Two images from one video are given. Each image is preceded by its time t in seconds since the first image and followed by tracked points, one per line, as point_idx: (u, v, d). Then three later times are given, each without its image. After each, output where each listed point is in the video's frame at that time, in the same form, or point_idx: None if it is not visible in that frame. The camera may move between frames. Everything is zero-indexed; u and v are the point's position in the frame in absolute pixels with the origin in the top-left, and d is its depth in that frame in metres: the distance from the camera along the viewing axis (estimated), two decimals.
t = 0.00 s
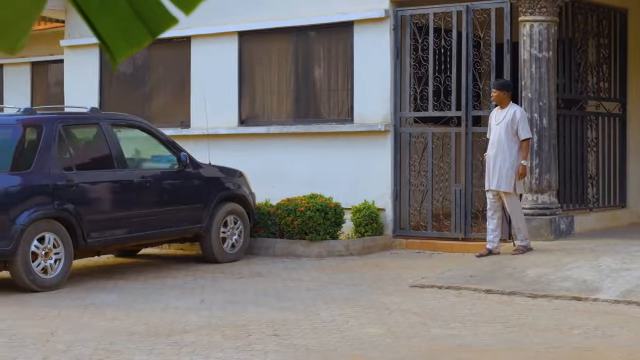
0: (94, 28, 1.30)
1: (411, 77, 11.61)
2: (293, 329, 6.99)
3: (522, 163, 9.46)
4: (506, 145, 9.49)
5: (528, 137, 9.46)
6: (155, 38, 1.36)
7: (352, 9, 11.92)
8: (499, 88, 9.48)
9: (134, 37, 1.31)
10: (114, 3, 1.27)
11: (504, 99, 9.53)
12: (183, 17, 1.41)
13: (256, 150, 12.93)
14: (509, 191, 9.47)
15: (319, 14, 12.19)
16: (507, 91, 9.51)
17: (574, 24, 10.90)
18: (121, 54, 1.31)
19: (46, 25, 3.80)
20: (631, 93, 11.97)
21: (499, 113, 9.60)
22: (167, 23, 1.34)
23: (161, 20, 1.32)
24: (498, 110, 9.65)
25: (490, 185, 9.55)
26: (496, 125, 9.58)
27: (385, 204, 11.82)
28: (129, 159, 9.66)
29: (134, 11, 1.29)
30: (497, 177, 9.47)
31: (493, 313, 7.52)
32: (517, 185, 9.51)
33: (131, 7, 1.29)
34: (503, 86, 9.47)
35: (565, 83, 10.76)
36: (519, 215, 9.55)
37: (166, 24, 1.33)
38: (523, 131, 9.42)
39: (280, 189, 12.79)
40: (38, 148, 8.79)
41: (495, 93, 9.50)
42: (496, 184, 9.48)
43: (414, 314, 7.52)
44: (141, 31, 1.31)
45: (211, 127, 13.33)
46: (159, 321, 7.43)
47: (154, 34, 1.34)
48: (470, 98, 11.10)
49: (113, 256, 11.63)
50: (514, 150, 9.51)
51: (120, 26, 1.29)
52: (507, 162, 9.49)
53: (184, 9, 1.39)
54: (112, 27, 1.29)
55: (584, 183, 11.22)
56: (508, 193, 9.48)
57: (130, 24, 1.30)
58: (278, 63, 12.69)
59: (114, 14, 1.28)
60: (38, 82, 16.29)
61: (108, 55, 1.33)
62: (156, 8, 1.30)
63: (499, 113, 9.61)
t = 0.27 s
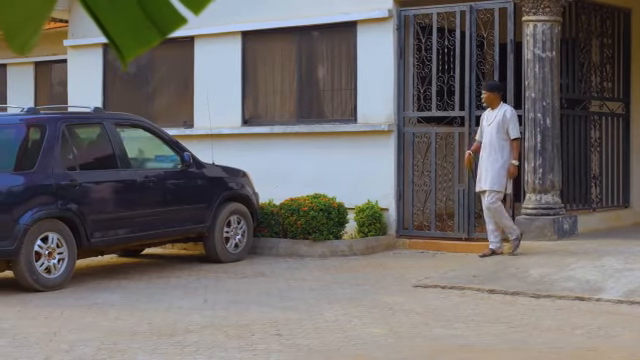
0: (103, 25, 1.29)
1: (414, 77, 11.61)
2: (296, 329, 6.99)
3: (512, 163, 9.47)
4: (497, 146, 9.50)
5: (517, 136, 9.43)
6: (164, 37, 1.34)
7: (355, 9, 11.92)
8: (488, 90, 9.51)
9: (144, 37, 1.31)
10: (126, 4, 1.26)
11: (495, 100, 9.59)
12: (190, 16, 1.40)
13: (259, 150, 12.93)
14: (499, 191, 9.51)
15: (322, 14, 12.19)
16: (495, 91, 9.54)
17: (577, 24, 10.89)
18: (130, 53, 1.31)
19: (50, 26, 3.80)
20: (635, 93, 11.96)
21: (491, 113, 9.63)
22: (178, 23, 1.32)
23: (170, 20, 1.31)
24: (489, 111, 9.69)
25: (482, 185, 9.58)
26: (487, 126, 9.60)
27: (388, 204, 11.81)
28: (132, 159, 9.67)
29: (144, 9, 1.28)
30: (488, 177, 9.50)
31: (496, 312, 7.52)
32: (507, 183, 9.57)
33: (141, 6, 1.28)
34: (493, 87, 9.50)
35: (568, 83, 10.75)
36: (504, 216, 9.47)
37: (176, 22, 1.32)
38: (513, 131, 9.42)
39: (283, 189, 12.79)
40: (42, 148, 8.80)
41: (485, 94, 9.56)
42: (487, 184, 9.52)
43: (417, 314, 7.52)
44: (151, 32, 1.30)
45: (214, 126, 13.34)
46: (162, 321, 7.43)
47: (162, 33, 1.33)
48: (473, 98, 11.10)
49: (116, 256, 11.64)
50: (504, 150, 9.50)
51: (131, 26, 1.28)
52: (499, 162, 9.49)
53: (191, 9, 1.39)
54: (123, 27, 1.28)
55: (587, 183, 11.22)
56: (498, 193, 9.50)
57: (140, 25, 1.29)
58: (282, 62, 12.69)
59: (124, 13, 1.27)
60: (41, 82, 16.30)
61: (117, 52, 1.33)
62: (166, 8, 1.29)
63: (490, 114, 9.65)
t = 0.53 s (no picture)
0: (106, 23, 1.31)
1: (415, 77, 11.61)
2: (297, 329, 6.99)
3: (504, 163, 9.41)
4: (490, 146, 9.45)
5: (511, 136, 9.38)
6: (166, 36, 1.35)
7: (356, 9, 11.92)
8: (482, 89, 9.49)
9: (146, 36, 1.33)
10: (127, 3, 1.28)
11: (489, 99, 9.51)
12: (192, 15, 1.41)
13: (260, 150, 12.93)
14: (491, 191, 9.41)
15: (322, 14, 12.19)
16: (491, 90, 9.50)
17: (578, 24, 10.89)
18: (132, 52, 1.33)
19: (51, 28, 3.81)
20: (636, 94, 11.96)
21: (484, 114, 9.56)
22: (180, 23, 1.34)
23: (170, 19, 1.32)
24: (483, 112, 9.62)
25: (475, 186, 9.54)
26: (481, 127, 9.52)
27: (389, 204, 11.81)
28: (133, 159, 9.67)
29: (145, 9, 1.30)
30: (481, 177, 9.45)
31: (497, 312, 7.52)
32: (500, 183, 9.49)
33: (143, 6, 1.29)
34: (488, 87, 9.49)
35: (569, 83, 10.75)
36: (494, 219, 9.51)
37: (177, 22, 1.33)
38: (506, 131, 9.37)
39: (284, 189, 12.79)
40: (43, 148, 8.80)
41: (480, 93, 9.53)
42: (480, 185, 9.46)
43: (418, 314, 7.52)
44: (152, 31, 1.32)
45: (214, 126, 13.33)
46: (163, 321, 7.43)
47: (165, 32, 1.34)
48: (474, 97, 11.10)
49: (117, 256, 11.64)
50: (497, 149, 9.46)
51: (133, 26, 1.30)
52: (491, 162, 9.45)
53: (193, 8, 1.40)
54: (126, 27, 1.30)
55: (588, 183, 11.22)
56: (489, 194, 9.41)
57: (141, 24, 1.31)
58: (282, 62, 12.69)
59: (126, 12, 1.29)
60: (42, 82, 16.31)
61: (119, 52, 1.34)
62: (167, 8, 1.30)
63: (483, 115, 9.56)
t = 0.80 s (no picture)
0: (112, 23, 1.29)
1: (425, 77, 11.61)
2: (307, 329, 6.99)
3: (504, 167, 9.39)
4: (490, 149, 9.42)
5: (511, 140, 9.34)
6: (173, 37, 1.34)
7: (366, 9, 11.92)
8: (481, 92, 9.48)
9: (153, 37, 1.30)
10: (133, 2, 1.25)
11: (491, 102, 9.50)
12: (199, 16, 1.40)
13: (270, 150, 12.94)
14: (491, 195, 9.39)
15: (332, 14, 12.19)
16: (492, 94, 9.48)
17: (588, 24, 10.87)
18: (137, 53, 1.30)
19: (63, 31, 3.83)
20: None
21: (485, 116, 9.54)
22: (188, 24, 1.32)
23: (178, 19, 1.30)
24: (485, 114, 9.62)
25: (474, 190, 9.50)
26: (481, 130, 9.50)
27: (399, 204, 11.81)
28: (143, 159, 9.69)
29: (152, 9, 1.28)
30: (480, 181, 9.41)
31: (507, 312, 7.51)
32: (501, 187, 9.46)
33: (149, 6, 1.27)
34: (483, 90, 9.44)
35: (579, 83, 10.72)
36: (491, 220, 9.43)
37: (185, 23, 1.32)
38: (506, 134, 9.33)
39: (294, 188, 12.80)
40: (53, 148, 8.83)
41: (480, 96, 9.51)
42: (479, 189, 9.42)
43: (428, 314, 7.51)
44: (159, 31, 1.30)
45: (224, 126, 13.35)
46: (173, 320, 7.45)
47: (172, 32, 1.32)
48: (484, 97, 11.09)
49: (127, 255, 11.67)
50: (497, 153, 9.43)
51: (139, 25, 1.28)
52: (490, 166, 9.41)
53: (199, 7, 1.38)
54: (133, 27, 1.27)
55: (598, 184, 11.19)
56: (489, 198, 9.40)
57: (148, 23, 1.28)
58: (292, 63, 12.69)
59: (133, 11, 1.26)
60: (53, 82, 16.37)
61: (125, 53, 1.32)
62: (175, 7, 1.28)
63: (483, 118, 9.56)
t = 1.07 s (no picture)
0: (116, 27, 1.21)
1: (434, 77, 11.61)
2: (317, 329, 7.00)
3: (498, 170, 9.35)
4: (487, 150, 9.40)
5: (507, 142, 9.28)
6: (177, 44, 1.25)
7: (376, 9, 11.93)
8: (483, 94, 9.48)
9: (157, 41, 1.22)
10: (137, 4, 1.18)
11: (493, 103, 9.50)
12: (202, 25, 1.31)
13: (280, 150, 12.95)
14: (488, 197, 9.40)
15: (341, 15, 12.20)
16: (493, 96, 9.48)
17: (598, 23, 10.84)
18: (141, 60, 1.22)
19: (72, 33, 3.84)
20: None
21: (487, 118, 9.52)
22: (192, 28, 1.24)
23: (183, 22, 1.22)
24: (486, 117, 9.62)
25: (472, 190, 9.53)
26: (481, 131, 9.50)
27: (409, 204, 11.82)
28: (153, 159, 9.71)
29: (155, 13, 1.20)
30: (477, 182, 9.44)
31: (517, 313, 7.50)
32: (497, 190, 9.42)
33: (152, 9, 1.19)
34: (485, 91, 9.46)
35: (589, 82, 10.69)
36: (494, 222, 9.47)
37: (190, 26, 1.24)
38: (502, 136, 9.28)
39: (304, 188, 12.81)
40: (63, 147, 8.86)
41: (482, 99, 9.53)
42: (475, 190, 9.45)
43: (438, 314, 7.51)
44: (162, 35, 1.21)
45: (234, 126, 13.36)
46: (182, 320, 7.46)
47: (175, 38, 1.23)
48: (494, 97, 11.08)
49: (137, 255, 11.70)
50: (494, 154, 9.39)
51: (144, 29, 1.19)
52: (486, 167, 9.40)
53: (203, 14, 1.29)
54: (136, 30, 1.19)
55: (608, 184, 11.18)
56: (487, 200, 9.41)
57: (151, 27, 1.20)
58: (302, 62, 12.70)
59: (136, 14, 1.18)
60: (63, 82, 16.42)
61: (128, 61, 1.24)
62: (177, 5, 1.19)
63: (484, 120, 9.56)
